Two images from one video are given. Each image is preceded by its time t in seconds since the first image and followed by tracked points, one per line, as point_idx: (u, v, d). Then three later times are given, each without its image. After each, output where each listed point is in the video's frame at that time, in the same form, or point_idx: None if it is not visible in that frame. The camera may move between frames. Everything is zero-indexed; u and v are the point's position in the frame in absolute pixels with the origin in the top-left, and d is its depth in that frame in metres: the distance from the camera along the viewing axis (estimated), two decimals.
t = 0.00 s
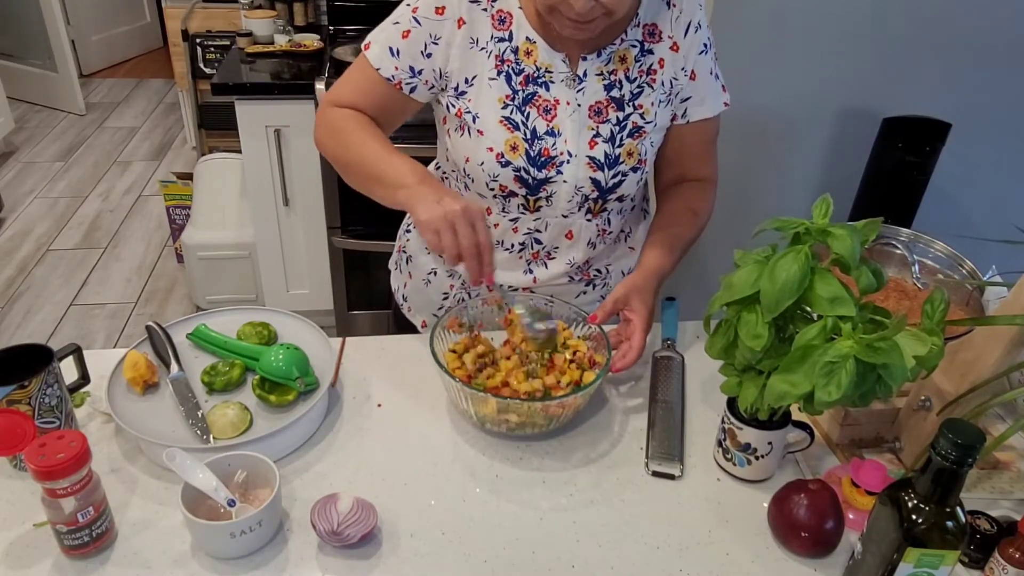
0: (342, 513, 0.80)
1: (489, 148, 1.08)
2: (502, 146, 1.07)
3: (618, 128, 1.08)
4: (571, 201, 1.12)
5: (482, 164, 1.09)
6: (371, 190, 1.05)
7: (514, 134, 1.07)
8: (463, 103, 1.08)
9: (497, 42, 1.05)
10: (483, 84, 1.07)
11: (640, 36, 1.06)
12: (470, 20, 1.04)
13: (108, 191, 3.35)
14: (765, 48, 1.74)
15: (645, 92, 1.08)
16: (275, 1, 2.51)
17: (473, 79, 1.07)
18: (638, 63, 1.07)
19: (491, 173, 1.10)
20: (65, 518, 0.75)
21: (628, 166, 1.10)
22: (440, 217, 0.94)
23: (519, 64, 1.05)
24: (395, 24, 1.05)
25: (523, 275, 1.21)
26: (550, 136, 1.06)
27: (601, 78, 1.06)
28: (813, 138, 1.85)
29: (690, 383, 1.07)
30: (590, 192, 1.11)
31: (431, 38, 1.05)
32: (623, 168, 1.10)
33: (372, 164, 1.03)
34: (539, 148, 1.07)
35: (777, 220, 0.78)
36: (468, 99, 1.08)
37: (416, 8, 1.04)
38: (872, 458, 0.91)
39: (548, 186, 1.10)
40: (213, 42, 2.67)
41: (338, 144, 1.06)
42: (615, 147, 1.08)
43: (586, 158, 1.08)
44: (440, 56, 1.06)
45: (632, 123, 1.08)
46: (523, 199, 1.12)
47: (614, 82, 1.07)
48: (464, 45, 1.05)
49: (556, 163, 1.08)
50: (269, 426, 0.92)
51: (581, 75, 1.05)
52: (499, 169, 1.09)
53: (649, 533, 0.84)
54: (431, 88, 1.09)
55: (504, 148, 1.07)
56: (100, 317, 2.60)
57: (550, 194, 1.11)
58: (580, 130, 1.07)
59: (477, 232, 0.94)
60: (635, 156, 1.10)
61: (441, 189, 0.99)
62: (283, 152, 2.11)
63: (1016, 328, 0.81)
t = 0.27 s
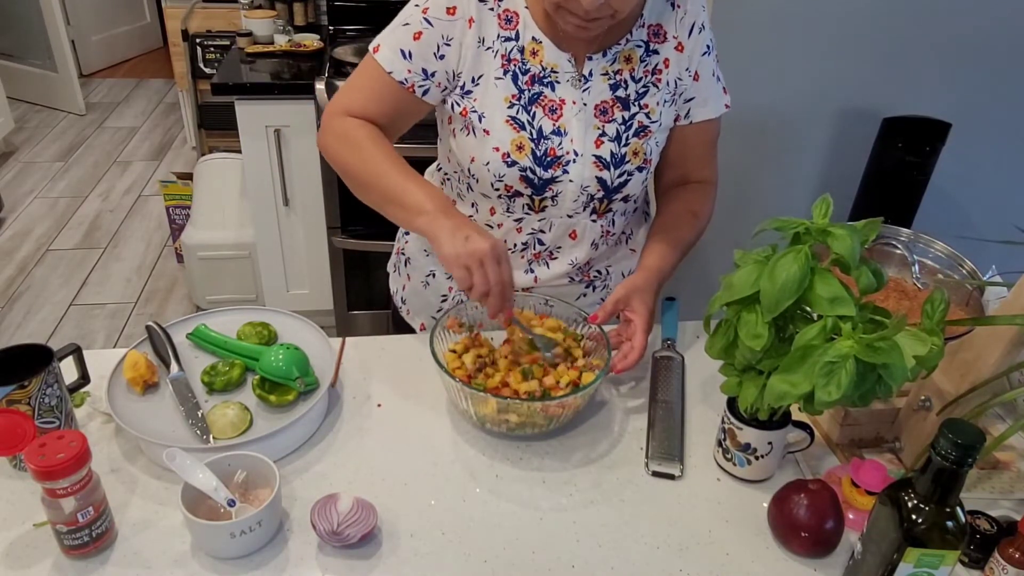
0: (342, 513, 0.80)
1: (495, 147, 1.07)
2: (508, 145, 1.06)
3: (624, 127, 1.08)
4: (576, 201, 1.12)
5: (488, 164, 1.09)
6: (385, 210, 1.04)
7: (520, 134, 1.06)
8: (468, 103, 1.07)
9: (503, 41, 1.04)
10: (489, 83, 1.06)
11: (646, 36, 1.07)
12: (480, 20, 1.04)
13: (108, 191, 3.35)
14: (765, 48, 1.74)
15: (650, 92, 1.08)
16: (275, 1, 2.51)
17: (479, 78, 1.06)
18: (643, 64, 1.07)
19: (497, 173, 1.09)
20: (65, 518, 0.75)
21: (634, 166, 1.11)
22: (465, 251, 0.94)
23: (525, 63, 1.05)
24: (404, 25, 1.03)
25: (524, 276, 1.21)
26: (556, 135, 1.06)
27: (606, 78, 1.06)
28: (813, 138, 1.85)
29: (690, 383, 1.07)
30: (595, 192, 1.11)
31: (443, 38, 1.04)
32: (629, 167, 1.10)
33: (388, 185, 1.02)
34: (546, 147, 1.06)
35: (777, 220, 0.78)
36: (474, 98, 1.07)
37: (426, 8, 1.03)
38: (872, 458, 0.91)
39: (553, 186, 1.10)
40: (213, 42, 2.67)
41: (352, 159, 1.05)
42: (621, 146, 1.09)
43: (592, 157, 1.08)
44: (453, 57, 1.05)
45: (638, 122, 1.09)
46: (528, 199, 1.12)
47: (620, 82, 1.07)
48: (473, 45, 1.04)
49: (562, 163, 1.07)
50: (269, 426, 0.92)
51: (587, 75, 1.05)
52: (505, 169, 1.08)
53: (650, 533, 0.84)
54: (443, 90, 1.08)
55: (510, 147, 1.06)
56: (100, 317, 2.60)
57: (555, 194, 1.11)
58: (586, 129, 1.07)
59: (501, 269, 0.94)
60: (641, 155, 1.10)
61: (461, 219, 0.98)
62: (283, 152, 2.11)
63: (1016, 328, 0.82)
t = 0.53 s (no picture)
0: (342, 513, 0.80)
1: (493, 148, 1.07)
2: (506, 145, 1.06)
3: (621, 130, 1.08)
4: (574, 203, 1.12)
5: (485, 165, 1.08)
6: (369, 198, 1.02)
7: (518, 134, 1.06)
8: (465, 102, 1.07)
9: (501, 41, 1.04)
10: (486, 83, 1.06)
11: (643, 40, 1.07)
12: (474, 18, 1.04)
13: (108, 191, 3.35)
14: (764, 48, 1.74)
15: (647, 95, 1.09)
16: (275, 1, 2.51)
17: (476, 77, 1.06)
18: (641, 67, 1.08)
19: (494, 174, 1.09)
20: (65, 518, 0.75)
21: (632, 168, 1.10)
22: (462, 232, 0.93)
23: (523, 64, 1.05)
24: (397, 16, 1.03)
25: (523, 280, 1.21)
26: (554, 137, 1.06)
27: (604, 80, 1.06)
28: (813, 138, 1.85)
29: (690, 383, 1.07)
30: (593, 194, 1.11)
31: (433, 31, 1.03)
32: (627, 169, 1.10)
33: (375, 173, 1.01)
34: (544, 149, 1.06)
35: (776, 220, 0.78)
36: (471, 98, 1.07)
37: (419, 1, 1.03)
38: (872, 459, 0.91)
39: (551, 187, 1.10)
40: (213, 42, 2.67)
41: (337, 145, 1.03)
42: (620, 148, 1.09)
43: (591, 159, 1.08)
44: (443, 51, 1.05)
45: (636, 125, 1.09)
46: (526, 200, 1.12)
47: (618, 85, 1.07)
48: (467, 43, 1.04)
49: (561, 164, 1.07)
50: (269, 426, 0.92)
51: (585, 77, 1.05)
52: (503, 170, 1.08)
53: (650, 533, 0.84)
54: (432, 84, 1.07)
55: (508, 148, 1.06)
56: (100, 317, 2.60)
57: (553, 196, 1.11)
58: (584, 131, 1.07)
59: (497, 249, 0.93)
60: (639, 158, 1.10)
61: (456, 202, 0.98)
62: (283, 152, 2.11)
63: (1016, 328, 0.82)
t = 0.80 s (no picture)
0: (342, 513, 0.80)
1: (492, 156, 1.06)
2: (505, 153, 1.06)
3: (618, 133, 1.08)
4: (573, 208, 1.12)
5: (484, 173, 1.08)
6: (380, 219, 0.96)
7: (517, 141, 1.06)
8: (463, 109, 1.06)
9: (497, 47, 1.04)
10: (483, 90, 1.05)
11: (636, 41, 1.07)
12: (474, 21, 1.02)
13: (108, 191, 3.35)
14: (763, 49, 1.74)
15: (642, 96, 1.09)
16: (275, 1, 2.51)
17: (473, 83, 1.05)
18: (634, 68, 1.08)
19: (494, 182, 1.08)
20: (65, 518, 0.75)
21: (629, 171, 1.11)
22: (501, 260, 0.91)
23: (519, 70, 1.05)
24: (402, 15, 0.99)
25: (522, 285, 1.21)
26: (552, 142, 1.06)
27: (599, 83, 1.07)
28: (813, 138, 1.85)
29: (690, 383, 1.07)
30: (592, 198, 1.11)
31: (443, 31, 1.00)
32: (624, 172, 1.11)
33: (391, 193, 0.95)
34: (543, 155, 1.06)
35: (776, 220, 0.78)
36: (467, 104, 1.05)
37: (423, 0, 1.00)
38: (872, 458, 0.91)
39: (551, 194, 1.10)
40: (213, 42, 2.67)
41: (347, 157, 0.95)
42: (617, 151, 1.09)
43: (589, 164, 1.08)
44: (452, 51, 1.02)
45: (632, 127, 1.09)
46: (524, 207, 1.12)
47: (612, 87, 1.07)
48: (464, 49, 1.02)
49: (559, 170, 1.07)
50: (269, 426, 0.92)
51: (580, 80, 1.06)
52: (502, 177, 1.08)
53: (649, 533, 0.84)
54: (438, 85, 1.04)
55: (507, 156, 1.06)
56: (100, 317, 2.60)
57: (553, 202, 1.11)
58: (581, 136, 1.07)
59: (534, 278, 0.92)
60: (636, 160, 1.10)
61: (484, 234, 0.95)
62: (283, 152, 2.12)
63: (1016, 328, 0.82)
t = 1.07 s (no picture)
0: (342, 513, 0.80)
1: (490, 159, 1.06)
2: (503, 156, 1.06)
3: (617, 135, 1.08)
4: (571, 211, 1.12)
5: (482, 176, 1.08)
6: (332, 207, 0.98)
7: (515, 144, 1.06)
8: (459, 111, 1.06)
9: (493, 49, 1.03)
10: (480, 91, 1.04)
11: (632, 43, 1.07)
12: (465, 22, 1.02)
13: (108, 191, 3.35)
14: (763, 49, 1.74)
15: (640, 98, 1.09)
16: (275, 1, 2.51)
17: (469, 84, 1.04)
18: (631, 70, 1.08)
19: (492, 185, 1.08)
20: (65, 519, 0.75)
21: (629, 173, 1.11)
22: (432, 269, 0.89)
23: (515, 72, 1.04)
24: (385, 12, 0.99)
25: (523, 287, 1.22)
26: (551, 145, 1.06)
27: (597, 85, 1.07)
28: (813, 139, 1.85)
29: (690, 383, 1.07)
30: (591, 201, 1.11)
31: (424, 32, 1.01)
32: (624, 174, 1.11)
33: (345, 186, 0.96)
34: (542, 157, 1.06)
35: (777, 220, 0.78)
36: (464, 106, 1.05)
37: None
38: (872, 458, 0.91)
39: (549, 196, 1.10)
40: (213, 42, 2.67)
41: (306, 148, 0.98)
42: (616, 154, 1.09)
43: (588, 167, 1.08)
44: (432, 52, 1.03)
45: (631, 129, 1.09)
46: (523, 210, 1.12)
47: (610, 90, 1.07)
48: (455, 48, 1.02)
49: (558, 173, 1.07)
50: (269, 426, 0.92)
51: (577, 82, 1.05)
52: (501, 181, 1.08)
53: (649, 533, 0.84)
54: (417, 84, 1.05)
55: (505, 158, 1.06)
56: (101, 317, 2.60)
57: (551, 205, 1.11)
58: (579, 138, 1.07)
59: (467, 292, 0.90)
60: (635, 162, 1.11)
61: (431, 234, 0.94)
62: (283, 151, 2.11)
63: (1015, 328, 0.81)
